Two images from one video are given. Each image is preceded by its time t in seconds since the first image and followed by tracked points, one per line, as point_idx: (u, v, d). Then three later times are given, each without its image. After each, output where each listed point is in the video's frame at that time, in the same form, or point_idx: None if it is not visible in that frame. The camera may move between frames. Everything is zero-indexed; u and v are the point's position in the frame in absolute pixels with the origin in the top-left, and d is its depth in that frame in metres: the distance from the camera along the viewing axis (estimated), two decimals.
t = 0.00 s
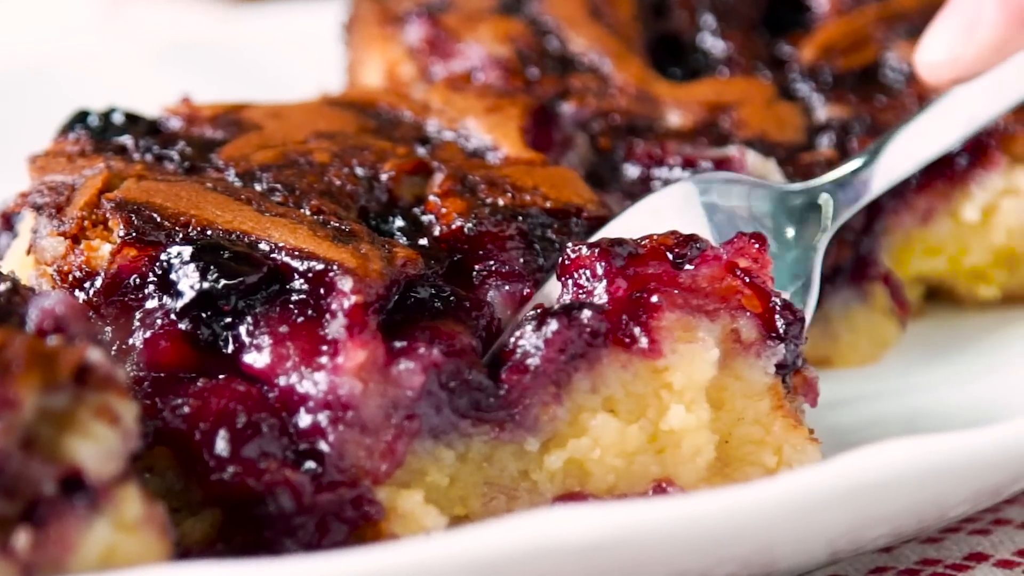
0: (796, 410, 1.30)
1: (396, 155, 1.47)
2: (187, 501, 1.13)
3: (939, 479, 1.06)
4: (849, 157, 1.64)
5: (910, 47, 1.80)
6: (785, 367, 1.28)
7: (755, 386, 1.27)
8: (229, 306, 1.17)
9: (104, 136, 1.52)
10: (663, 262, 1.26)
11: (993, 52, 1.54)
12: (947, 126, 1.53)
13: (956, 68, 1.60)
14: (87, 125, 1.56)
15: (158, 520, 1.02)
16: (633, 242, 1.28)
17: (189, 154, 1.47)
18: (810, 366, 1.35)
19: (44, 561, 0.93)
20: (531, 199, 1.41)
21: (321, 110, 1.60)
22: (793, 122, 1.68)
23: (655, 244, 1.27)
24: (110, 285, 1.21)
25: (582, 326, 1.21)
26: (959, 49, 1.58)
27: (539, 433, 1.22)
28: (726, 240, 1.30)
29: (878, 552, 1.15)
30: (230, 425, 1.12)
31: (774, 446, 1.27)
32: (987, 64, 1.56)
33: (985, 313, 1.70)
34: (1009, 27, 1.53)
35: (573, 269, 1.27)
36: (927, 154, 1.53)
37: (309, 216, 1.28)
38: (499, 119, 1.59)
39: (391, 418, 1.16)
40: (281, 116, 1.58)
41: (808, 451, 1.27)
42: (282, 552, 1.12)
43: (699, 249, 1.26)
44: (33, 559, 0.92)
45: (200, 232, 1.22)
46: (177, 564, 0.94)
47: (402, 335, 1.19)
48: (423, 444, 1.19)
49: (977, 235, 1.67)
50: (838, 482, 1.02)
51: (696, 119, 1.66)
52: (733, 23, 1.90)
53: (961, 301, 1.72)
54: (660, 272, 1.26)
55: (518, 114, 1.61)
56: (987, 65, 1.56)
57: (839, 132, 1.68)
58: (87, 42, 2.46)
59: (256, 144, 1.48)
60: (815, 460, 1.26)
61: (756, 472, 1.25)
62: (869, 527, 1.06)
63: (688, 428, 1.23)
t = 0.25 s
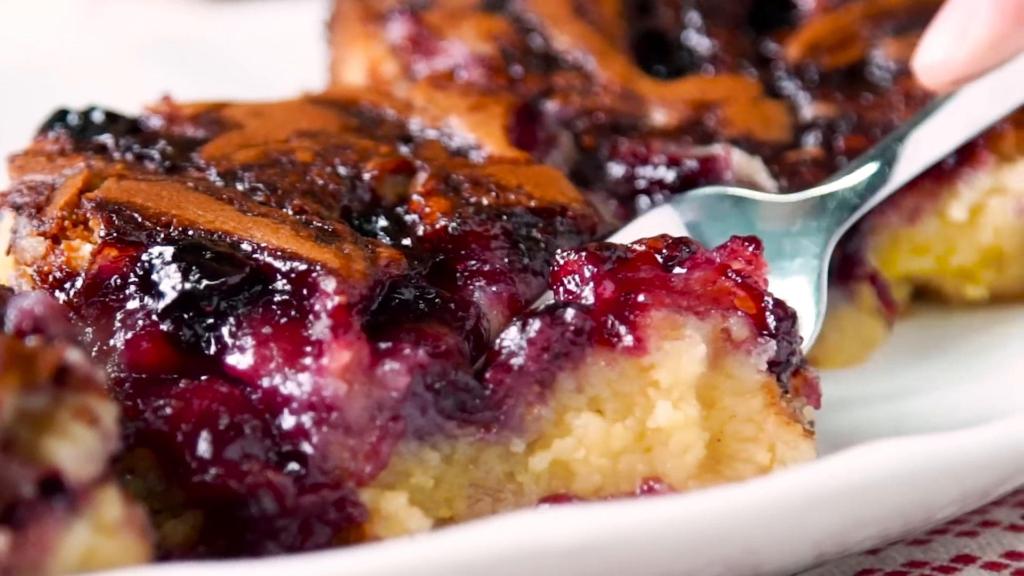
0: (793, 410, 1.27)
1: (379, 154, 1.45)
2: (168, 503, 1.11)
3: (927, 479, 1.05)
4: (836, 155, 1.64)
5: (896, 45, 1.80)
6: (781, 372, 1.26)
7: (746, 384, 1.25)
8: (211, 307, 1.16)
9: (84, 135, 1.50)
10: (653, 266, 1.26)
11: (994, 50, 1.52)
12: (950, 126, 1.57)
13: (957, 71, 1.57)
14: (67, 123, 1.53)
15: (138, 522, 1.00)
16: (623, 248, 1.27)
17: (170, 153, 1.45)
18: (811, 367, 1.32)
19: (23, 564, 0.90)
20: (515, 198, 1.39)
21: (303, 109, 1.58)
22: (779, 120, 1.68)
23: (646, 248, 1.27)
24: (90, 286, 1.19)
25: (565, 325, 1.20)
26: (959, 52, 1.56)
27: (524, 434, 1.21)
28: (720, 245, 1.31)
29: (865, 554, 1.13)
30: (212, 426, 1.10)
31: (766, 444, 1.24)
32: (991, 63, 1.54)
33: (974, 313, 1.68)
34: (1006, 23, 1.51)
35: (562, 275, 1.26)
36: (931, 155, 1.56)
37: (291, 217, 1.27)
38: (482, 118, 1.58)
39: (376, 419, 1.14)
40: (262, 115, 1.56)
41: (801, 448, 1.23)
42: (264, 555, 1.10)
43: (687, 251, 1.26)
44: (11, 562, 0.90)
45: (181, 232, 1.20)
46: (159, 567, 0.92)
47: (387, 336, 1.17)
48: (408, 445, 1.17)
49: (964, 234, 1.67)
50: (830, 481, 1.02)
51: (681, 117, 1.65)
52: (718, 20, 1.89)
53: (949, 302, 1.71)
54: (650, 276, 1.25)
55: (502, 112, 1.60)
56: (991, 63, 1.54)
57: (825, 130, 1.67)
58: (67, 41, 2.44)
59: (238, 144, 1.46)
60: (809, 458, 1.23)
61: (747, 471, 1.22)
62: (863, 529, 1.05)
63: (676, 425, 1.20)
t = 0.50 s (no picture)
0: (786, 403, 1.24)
1: (362, 154, 1.44)
2: (150, 505, 1.09)
3: (920, 481, 1.03)
4: (823, 154, 1.63)
5: (882, 43, 1.79)
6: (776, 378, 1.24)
7: (735, 375, 1.22)
8: (193, 308, 1.14)
9: (63, 134, 1.48)
10: (640, 268, 1.25)
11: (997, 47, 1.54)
12: (950, 130, 1.57)
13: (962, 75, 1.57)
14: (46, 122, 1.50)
15: (117, 524, 0.99)
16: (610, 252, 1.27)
17: (151, 152, 1.43)
18: (809, 362, 1.28)
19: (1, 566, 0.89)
20: (499, 196, 1.38)
21: (285, 107, 1.57)
22: (764, 118, 1.67)
23: (633, 251, 1.26)
24: (70, 286, 1.17)
25: (545, 324, 1.19)
26: (965, 48, 1.56)
27: (510, 435, 1.20)
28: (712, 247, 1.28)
29: (851, 556, 1.12)
30: (194, 428, 1.09)
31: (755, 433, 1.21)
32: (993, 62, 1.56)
33: (962, 312, 1.67)
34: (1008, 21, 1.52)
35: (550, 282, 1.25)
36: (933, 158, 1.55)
37: (273, 216, 1.25)
38: (466, 116, 1.57)
39: (360, 421, 1.12)
40: (244, 113, 1.54)
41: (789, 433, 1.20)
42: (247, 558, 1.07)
43: (674, 252, 1.25)
44: None
45: (162, 232, 1.19)
46: (141, 570, 0.91)
47: (370, 337, 1.15)
48: (392, 447, 1.16)
49: (952, 233, 1.66)
50: (825, 481, 1.00)
51: (666, 115, 1.64)
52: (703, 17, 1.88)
53: (938, 302, 1.70)
54: (638, 278, 1.24)
55: (486, 111, 1.58)
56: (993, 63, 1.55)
57: (812, 128, 1.67)
58: (45, 40, 2.41)
59: (219, 143, 1.44)
60: (799, 444, 1.20)
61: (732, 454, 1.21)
62: (855, 527, 1.04)
63: (661, 416, 1.18)
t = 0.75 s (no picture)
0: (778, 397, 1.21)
1: (345, 152, 1.42)
2: (131, 508, 1.07)
3: (908, 481, 1.02)
4: (810, 153, 1.62)
5: (869, 41, 1.79)
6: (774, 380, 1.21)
7: (720, 369, 1.20)
8: (174, 308, 1.12)
9: (43, 132, 1.46)
10: (627, 270, 1.23)
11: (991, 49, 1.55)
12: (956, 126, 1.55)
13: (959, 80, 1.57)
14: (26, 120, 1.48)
15: (98, 526, 0.97)
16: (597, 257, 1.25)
17: (132, 151, 1.41)
18: (804, 359, 1.23)
19: None
20: (483, 194, 1.36)
21: (267, 106, 1.55)
22: (751, 116, 1.66)
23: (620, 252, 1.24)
24: (50, 286, 1.15)
25: (526, 324, 1.17)
26: (962, 40, 1.55)
27: (493, 436, 1.19)
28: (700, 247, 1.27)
29: (839, 559, 1.11)
30: (175, 429, 1.06)
31: (740, 424, 1.19)
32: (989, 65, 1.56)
33: (950, 312, 1.66)
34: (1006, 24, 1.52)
35: (537, 288, 1.23)
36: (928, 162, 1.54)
37: (255, 216, 1.23)
38: (451, 114, 1.55)
39: (343, 422, 1.11)
40: (226, 112, 1.52)
41: (774, 420, 1.18)
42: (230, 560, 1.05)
43: (660, 251, 1.23)
44: None
45: (143, 231, 1.17)
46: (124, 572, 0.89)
47: (353, 338, 1.14)
48: (376, 448, 1.14)
49: (940, 232, 1.65)
50: (814, 481, 0.99)
51: (651, 114, 1.63)
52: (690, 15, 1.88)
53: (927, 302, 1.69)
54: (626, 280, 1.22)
55: (470, 109, 1.57)
56: (988, 68, 1.56)
57: (799, 127, 1.66)
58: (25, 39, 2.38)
59: (201, 141, 1.42)
60: (785, 431, 1.18)
61: (716, 444, 1.18)
62: (848, 527, 1.03)
63: (643, 410, 1.17)
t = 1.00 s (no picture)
0: (767, 386, 1.18)
1: (328, 151, 1.41)
2: (113, 509, 1.05)
3: (896, 484, 0.99)
4: (797, 152, 1.62)
5: (857, 38, 1.78)
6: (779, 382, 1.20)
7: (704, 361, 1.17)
8: (155, 308, 1.10)
9: (24, 131, 1.44)
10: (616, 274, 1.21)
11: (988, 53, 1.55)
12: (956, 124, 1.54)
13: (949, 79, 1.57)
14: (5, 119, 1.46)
15: (79, 529, 0.96)
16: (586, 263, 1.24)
17: (113, 150, 1.39)
18: (797, 352, 1.22)
19: None
20: (467, 192, 1.35)
21: (250, 104, 1.53)
22: (738, 115, 1.65)
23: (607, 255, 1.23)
24: (30, 287, 1.13)
25: (505, 323, 1.16)
26: (956, 33, 1.55)
27: (479, 437, 1.17)
28: (691, 248, 1.25)
29: (827, 561, 1.09)
30: (157, 431, 1.05)
31: (726, 412, 1.15)
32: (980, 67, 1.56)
33: (937, 312, 1.66)
34: (1005, 23, 1.52)
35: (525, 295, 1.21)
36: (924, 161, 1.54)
37: (238, 216, 1.22)
38: (435, 113, 1.54)
39: (327, 423, 1.09)
40: (208, 110, 1.51)
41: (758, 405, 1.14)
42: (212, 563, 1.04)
43: (644, 250, 1.21)
44: None
45: (124, 231, 1.15)
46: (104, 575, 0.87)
47: (337, 338, 1.12)
48: (360, 449, 1.13)
49: (928, 232, 1.65)
50: (800, 482, 0.96)
51: (637, 113, 1.62)
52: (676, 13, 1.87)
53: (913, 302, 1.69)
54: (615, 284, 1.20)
55: (454, 108, 1.56)
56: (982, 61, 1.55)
57: (786, 125, 1.66)
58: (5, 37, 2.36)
59: (183, 140, 1.41)
60: (770, 417, 1.14)
61: (700, 433, 1.14)
62: (847, 526, 1.01)
63: (626, 403, 1.15)
